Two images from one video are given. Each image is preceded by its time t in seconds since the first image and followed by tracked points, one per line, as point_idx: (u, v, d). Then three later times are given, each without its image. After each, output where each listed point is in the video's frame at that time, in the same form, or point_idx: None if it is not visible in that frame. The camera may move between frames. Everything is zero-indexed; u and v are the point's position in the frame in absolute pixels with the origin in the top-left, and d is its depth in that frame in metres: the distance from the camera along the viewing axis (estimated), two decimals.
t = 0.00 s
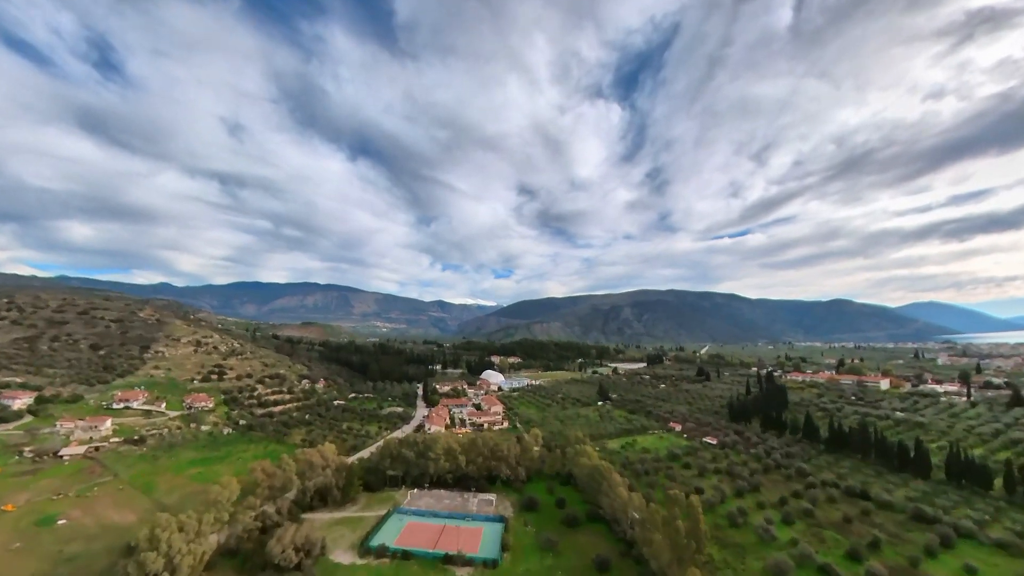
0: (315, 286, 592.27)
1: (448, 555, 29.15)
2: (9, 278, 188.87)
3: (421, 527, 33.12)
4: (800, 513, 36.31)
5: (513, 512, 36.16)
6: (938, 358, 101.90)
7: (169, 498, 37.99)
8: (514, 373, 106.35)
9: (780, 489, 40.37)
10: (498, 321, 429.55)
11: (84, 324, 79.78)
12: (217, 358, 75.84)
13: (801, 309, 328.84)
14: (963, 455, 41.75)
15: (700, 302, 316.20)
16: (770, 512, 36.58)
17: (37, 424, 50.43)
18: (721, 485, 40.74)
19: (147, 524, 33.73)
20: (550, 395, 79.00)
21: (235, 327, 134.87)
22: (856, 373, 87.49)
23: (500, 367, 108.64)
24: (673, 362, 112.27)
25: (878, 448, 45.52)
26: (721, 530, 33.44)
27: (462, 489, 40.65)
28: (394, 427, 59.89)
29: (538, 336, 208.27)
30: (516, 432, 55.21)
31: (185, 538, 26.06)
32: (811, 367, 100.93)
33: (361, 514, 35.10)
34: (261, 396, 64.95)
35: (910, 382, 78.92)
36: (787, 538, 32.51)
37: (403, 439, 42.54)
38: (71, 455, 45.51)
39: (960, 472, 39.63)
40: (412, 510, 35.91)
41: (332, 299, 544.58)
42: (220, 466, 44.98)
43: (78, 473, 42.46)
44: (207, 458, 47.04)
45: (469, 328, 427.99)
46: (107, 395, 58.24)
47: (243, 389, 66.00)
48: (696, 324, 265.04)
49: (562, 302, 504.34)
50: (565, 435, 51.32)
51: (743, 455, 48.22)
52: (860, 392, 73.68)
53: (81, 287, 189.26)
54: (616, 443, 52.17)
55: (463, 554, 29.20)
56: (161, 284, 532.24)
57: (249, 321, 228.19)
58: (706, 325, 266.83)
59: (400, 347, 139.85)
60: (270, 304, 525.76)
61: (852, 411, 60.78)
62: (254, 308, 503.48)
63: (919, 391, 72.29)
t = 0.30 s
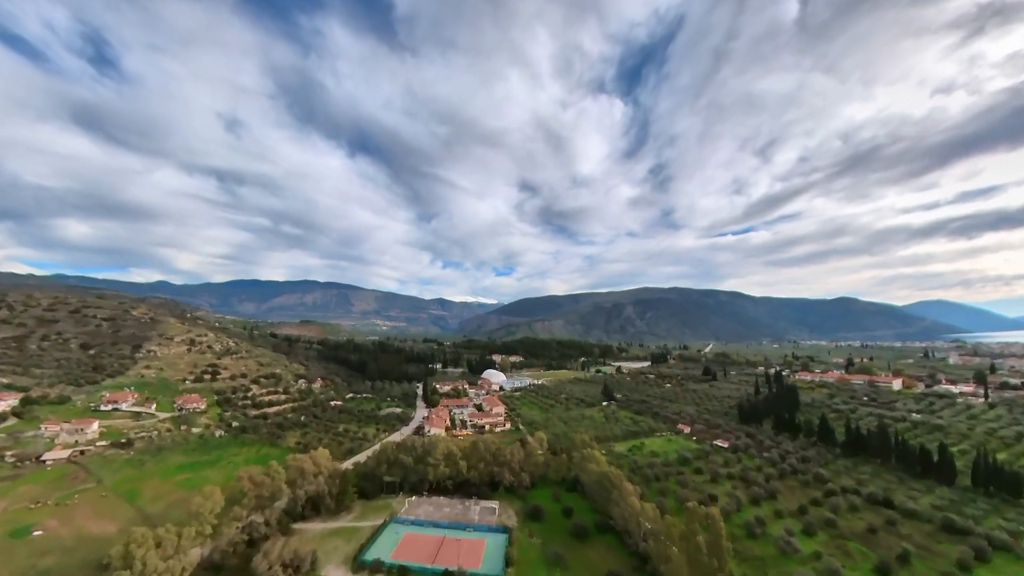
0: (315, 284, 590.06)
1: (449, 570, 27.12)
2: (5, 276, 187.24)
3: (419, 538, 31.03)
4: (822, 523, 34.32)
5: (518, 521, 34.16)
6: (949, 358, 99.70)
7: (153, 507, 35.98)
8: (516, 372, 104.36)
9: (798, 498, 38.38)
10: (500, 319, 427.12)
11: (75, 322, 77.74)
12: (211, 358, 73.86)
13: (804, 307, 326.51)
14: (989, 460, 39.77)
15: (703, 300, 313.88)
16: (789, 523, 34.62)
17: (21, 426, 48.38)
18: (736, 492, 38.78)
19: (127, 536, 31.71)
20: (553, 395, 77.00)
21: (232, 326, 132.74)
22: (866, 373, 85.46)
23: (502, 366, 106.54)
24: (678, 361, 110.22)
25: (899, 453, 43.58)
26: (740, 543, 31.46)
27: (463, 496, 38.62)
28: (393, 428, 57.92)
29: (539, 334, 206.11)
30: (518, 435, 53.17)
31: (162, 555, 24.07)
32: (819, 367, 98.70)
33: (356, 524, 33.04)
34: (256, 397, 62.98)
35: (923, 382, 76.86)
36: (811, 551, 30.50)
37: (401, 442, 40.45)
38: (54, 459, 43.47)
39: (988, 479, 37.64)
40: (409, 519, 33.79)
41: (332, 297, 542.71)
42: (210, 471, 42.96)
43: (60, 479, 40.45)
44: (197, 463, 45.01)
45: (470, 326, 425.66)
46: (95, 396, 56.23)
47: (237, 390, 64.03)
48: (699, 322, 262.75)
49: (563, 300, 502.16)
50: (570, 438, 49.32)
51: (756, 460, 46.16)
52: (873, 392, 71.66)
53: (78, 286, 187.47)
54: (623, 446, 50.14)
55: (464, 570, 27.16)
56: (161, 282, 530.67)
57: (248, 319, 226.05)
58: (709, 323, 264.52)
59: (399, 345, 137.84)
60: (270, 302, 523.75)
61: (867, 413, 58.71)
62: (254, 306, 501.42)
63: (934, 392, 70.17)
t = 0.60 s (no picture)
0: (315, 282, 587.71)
1: None
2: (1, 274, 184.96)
3: (417, 552, 28.94)
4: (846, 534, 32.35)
5: (523, 532, 32.16)
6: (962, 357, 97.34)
7: (137, 517, 33.95)
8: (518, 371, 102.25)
9: (818, 507, 36.39)
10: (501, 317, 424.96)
11: (66, 321, 75.64)
12: (205, 357, 71.79)
13: (807, 305, 323.83)
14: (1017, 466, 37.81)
15: (706, 298, 311.39)
16: (811, 535, 32.69)
17: (3, 429, 46.31)
18: (753, 500, 36.81)
19: (106, 549, 29.67)
20: (557, 395, 74.92)
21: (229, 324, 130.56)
22: (877, 373, 83.27)
23: (503, 365, 104.34)
24: (683, 360, 108.03)
25: (920, 457, 41.72)
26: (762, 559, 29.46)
27: (464, 504, 36.60)
28: (391, 431, 55.84)
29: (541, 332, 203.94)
30: (522, 438, 51.12)
31: None
32: (828, 366, 96.47)
33: (350, 536, 30.99)
34: (249, 398, 60.94)
35: (937, 382, 74.67)
36: (837, 566, 28.56)
37: (398, 447, 38.35)
38: (36, 464, 41.42)
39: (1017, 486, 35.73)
40: (406, 530, 31.64)
41: (332, 295, 540.75)
42: (198, 478, 40.92)
43: (41, 486, 38.44)
44: (185, 468, 42.97)
45: (471, 324, 423.58)
46: (82, 398, 54.20)
47: (231, 390, 61.99)
48: (702, 320, 260.40)
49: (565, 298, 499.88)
50: (576, 442, 47.27)
51: (771, 465, 44.14)
52: (886, 392, 69.50)
53: (72, 284, 183.77)
54: (631, 449, 48.07)
55: None
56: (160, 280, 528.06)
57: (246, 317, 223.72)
58: (712, 322, 262.10)
59: (399, 344, 135.64)
60: (270, 300, 521.59)
61: (882, 415, 56.62)
62: (253, 305, 499.45)
63: (948, 392, 68.04)
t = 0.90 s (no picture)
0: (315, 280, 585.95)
1: None
2: None
3: (415, 567, 27.00)
4: (874, 549, 30.41)
5: (528, 544, 30.29)
6: (974, 357, 95.18)
7: (119, 529, 32.05)
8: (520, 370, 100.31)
9: (840, 517, 34.46)
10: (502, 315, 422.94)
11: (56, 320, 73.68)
12: (198, 357, 69.80)
13: (811, 303, 321.31)
14: None
15: (709, 296, 309.14)
16: (835, 548, 30.78)
17: None
18: (771, 510, 34.88)
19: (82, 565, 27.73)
20: (560, 396, 72.99)
21: (227, 323, 128.54)
22: (889, 372, 81.19)
23: (505, 365, 102.30)
24: (688, 359, 105.98)
25: (943, 463, 39.82)
26: None
27: (465, 513, 34.70)
28: (390, 433, 53.96)
29: (543, 330, 202.57)
30: (525, 441, 49.14)
31: None
32: (837, 365, 94.55)
33: (344, 549, 29.06)
34: (244, 399, 59.05)
35: (952, 382, 72.56)
36: None
37: (395, 453, 36.34)
38: (18, 470, 39.43)
39: None
40: (403, 543, 29.65)
41: (333, 293, 538.93)
42: (186, 485, 38.99)
43: (21, 494, 36.52)
44: (174, 474, 41.07)
45: (472, 322, 421.48)
46: (69, 400, 52.23)
47: (224, 391, 60.10)
48: (705, 319, 258.11)
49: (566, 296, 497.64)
50: (583, 447, 45.27)
51: (787, 470, 42.21)
52: (900, 393, 67.48)
53: (67, 282, 183.52)
54: (639, 454, 46.14)
55: None
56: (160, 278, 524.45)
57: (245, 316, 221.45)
58: (716, 320, 259.69)
59: (399, 342, 133.54)
60: (270, 299, 519.75)
61: (899, 417, 54.59)
62: (253, 303, 497.63)
63: (964, 394, 66.01)
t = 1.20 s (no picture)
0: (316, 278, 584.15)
1: None
2: None
3: None
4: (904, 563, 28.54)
5: (534, 558, 28.44)
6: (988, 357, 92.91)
7: (100, 540, 30.21)
8: (522, 370, 98.38)
9: (864, 529, 32.59)
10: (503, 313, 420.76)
11: (47, 318, 71.81)
12: (193, 357, 67.92)
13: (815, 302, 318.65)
14: None
15: (712, 293, 306.72)
16: (863, 563, 28.90)
17: None
18: (790, 520, 33.00)
19: None
20: (564, 396, 71.09)
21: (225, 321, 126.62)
22: (901, 372, 79.07)
23: (507, 364, 100.31)
24: (694, 358, 103.86)
25: (969, 470, 37.89)
26: None
27: (467, 523, 32.86)
28: (389, 436, 52.11)
29: (545, 329, 200.58)
30: (529, 445, 47.22)
31: None
32: (847, 365, 92.45)
33: (338, 564, 27.24)
34: (238, 400, 57.19)
35: (967, 383, 70.49)
36: None
37: (394, 459, 34.46)
38: None
39: None
40: (400, 557, 27.82)
41: (333, 291, 537.20)
42: (175, 493, 37.18)
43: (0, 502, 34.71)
44: (162, 481, 39.23)
45: (473, 321, 419.64)
46: (56, 401, 50.36)
47: (218, 392, 58.25)
48: (708, 317, 255.75)
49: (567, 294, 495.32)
50: (590, 452, 43.37)
51: (805, 477, 40.27)
52: (914, 394, 65.45)
53: (62, 280, 181.55)
54: (649, 458, 44.24)
55: None
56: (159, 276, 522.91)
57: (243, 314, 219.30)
58: (719, 318, 257.38)
59: (399, 340, 131.62)
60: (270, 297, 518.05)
61: (917, 419, 52.60)
62: (253, 301, 496.10)
63: (982, 395, 63.88)
